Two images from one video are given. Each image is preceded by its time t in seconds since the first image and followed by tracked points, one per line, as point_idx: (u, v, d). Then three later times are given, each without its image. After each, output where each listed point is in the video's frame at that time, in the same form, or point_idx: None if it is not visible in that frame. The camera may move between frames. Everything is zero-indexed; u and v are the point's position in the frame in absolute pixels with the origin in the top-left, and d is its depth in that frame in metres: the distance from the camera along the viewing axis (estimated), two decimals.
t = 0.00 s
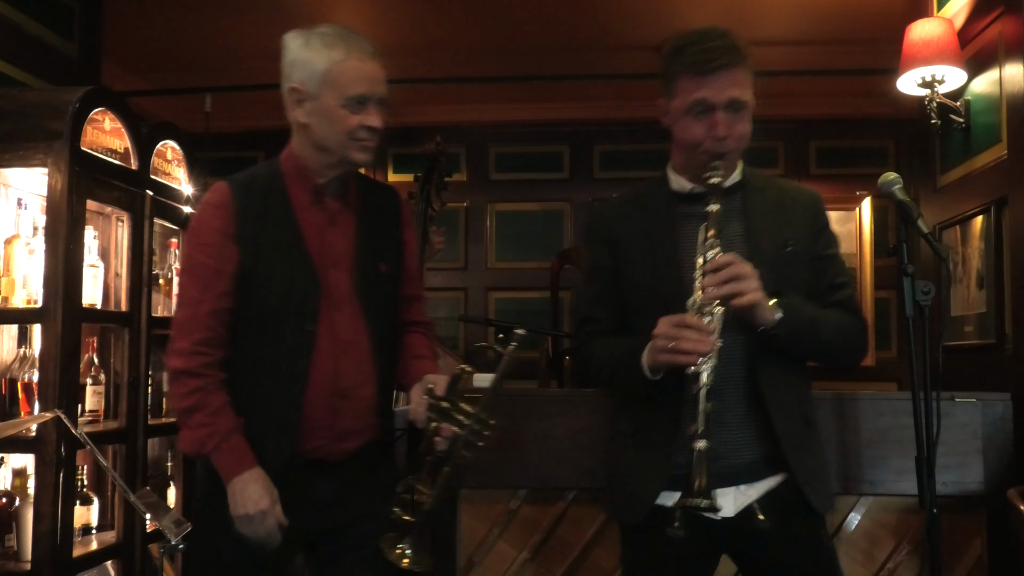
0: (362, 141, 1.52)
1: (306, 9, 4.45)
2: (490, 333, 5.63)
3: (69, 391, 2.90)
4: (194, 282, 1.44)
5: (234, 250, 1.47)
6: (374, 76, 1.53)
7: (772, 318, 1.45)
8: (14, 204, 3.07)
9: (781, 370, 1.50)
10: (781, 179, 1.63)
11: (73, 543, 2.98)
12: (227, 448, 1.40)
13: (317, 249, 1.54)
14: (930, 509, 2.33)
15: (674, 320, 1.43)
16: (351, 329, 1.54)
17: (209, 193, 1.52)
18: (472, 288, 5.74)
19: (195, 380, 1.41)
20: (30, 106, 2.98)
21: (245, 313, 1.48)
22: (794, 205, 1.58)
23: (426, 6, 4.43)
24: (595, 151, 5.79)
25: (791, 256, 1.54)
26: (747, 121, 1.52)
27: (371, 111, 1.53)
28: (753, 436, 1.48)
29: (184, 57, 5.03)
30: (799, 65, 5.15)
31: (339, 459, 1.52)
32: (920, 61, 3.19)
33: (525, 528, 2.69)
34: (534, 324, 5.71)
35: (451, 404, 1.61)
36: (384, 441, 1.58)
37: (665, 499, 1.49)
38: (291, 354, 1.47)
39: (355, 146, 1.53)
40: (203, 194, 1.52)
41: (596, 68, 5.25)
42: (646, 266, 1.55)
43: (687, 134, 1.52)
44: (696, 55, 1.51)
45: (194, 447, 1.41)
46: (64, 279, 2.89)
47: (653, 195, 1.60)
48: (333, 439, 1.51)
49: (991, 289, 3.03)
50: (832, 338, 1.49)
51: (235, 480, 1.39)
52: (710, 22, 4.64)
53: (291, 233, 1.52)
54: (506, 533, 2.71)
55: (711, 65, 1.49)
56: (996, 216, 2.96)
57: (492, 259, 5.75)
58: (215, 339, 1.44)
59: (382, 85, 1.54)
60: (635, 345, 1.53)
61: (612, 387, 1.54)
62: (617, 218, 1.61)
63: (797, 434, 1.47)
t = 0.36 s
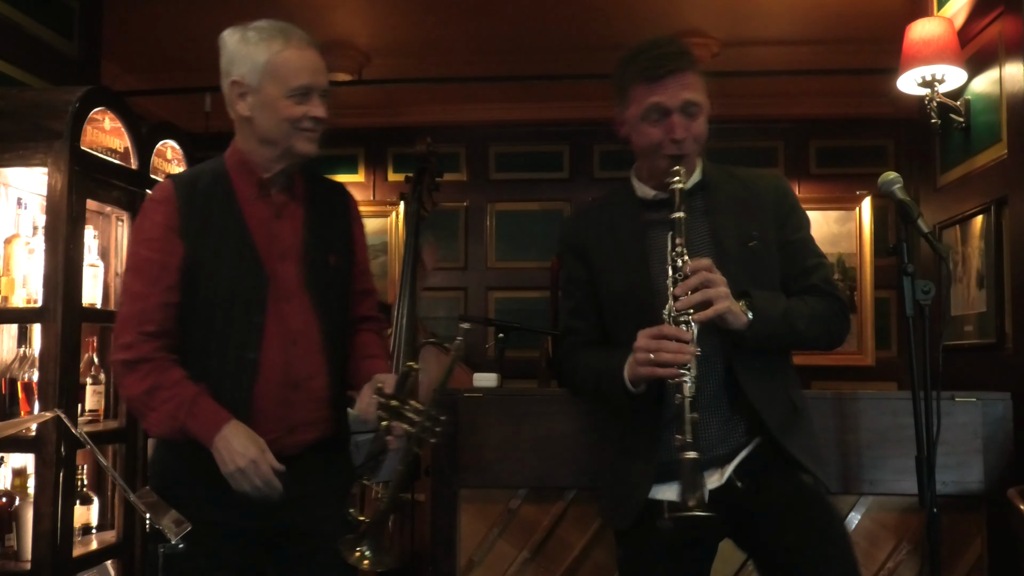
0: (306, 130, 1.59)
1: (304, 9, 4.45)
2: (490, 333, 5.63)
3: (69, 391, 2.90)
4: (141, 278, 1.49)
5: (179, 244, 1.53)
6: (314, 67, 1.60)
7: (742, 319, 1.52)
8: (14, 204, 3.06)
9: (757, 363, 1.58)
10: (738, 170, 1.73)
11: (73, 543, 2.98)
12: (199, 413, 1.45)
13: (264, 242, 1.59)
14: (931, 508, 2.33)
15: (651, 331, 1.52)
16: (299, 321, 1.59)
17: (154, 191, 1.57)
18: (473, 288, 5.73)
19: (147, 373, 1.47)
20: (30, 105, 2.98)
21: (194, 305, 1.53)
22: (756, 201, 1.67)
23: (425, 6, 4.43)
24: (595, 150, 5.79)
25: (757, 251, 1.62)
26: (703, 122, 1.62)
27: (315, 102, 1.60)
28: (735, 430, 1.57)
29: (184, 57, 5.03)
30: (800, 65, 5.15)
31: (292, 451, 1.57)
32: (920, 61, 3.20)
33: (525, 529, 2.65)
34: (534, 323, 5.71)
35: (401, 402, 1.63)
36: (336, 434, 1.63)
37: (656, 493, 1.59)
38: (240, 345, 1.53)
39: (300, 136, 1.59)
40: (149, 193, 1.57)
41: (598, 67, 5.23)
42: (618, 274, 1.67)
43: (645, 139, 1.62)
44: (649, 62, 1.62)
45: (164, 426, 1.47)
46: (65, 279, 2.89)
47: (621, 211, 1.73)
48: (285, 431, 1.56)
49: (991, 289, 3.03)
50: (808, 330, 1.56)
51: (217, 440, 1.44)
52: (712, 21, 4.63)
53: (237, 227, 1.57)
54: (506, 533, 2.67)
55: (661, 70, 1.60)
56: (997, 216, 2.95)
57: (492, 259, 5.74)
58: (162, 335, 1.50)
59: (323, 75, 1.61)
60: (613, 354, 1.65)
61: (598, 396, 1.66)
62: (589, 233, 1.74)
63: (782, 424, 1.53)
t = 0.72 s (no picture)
0: (261, 127, 1.68)
1: (304, 9, 4.45)
2: (490, 333, 5.64)
3: (69, 391, 2.91)
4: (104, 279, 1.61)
5: (139, 244, 1.64)
6: (268, 66, 1.70)
7: (751, 262, 1.55)
8: (14, 204, 3.06)
9: (758, 328, 1.62)
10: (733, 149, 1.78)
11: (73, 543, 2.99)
12: (168, 394, 1.56)
13: (223, 240, 1.69)
14: (930, 508, 2.33)
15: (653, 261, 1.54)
16: (262, 316, 1.69)
17: (114, 197, 1.69)
18: (473, 288, 5.74)
19: (115, 365, 1.60)
20: (30, 105, 2.98)
21: (154, 310, 1.65)
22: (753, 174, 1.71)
23: (425, 6, 4.43)
24: (595, 151, 5.79)
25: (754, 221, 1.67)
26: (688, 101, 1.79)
27: (271, 100, 1.70)
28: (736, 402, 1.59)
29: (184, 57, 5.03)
30: (801, 64, 5.15)
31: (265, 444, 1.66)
32: (920, 61, 3.22)
33: (523, 528, 2.65)
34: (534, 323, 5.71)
35: (368, 397, 1.66)
36: (308, 430, 1.72)
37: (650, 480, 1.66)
38: (203, 341, 1.63)
39: (253, 139, 1.70)
40: (110, 198, 1.69)
41: (599, 67, 5.23)
42: (614, 262, 1.75)
43: (636, 119, 1.78)
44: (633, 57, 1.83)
45: (132, 411, 1.60)
46: (65, 278, 2.89)
47: (619, 199, 1.82)
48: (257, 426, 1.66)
49: (991, 290, 3.03)
50: (819, 281, 1.57)
51: (194, 415, 1.54)
52: (713, 21, 4.63)
53: (195, 225, 1.67)
54: (506, 533, 2.67)
55: (637, 60, 1.81)
56: (997, 216, 2.95)
57: (492, 259, 5.74)
58: (128, 335, 1.62)
59: (278, 74, 1.71)
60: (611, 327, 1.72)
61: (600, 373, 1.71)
62: (588, 223, 1.82)
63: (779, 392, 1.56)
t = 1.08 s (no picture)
0: (228, 130, 1.68)
1: (302, 9, 4.45)
2: (490, 333, 5.63)
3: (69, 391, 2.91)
4: (84, 289, 1.61)
5: (116, 252, 1.64)
6: (232, 70, 1.70)
7: (775, 265, 1.40)
8: (14, 204, 3.06)
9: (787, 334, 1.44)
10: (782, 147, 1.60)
11: (72, 543, 2.99)
12: (148, 398, 1.56)
13: (199, 245, 1.69)
14: (931, 508, 2.33)
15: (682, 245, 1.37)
16: (243, 317, 1.69)
17: (90, 210, 1.67)
18: (472, 288, 5.74)
19: (94, 373, 1.59)
20: (30, 106, 2.98)
21: (135, 315, 1.65)
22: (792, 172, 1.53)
23: (424, 7, 4.43)
24: (595, 151, 5.79)
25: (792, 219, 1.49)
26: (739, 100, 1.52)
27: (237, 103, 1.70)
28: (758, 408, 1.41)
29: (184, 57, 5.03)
30: (802, 64, 5.15)
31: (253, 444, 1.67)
32: (920, 61, 3.21)
33: (523, 529, 2.65)
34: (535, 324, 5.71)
35: (341, 394, 1.68)
36: (293, 429, 1.73)
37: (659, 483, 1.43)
38: (184, 346, 1.63)
39: (222, 139, 1.69)
40: (84, 209, 1.68)
41: (601, 66, 5.23)
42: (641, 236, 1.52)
43: (678, 107, 1.52)
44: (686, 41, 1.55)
45: (113, 417, 1.59)
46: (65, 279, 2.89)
47: (649, 175, 1.59)
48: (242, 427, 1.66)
49: (991, 289, 3.02)
50: (844, 296, 1.42)
51: (176, 416, 1.54)
52: (713, 21, 4.63)
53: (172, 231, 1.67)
54: (507, 533, 2.67)
55: (693, 45, 1.53)
56: (997, 217, 2.95)
57: (492, 259, 5.75)
58: (107, 341, 1.62)
59: (242, 77, 1.71)
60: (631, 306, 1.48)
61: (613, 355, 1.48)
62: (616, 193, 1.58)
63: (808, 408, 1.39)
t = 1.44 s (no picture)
0: (214, 140, 1.63)
1: (302, 9, 4.44)
2: (490, 333, 5.64)
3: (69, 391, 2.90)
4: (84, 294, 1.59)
5: (118, 255, 1.62)
6: (222, 79, 1.64)
7: (812, 317, 1.41)
8: (14, 204, 3.05)
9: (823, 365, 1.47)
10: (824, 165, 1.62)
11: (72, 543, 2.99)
12: (138, 401, 1.53)
13: (198, 245, 1.66)
14: (930, 508, 2.33)
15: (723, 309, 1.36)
16: (242, 316, 1.65)
17: (91, 215, 1.66)
18: (472, 288, 5.74)
19: (89, 377, 1.57)
20: (30, 106, 2.98)
21: (133, 314, 1.62)
22: (836, 196, 1.54)
23: (424, 7, 4.43)
24: (595, 151, 5.79)
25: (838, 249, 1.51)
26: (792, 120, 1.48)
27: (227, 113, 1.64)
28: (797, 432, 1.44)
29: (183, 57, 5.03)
30: (801, 65, 5.15)
31: (251, 443, 1.63)
32: (920, 61, 3.21)
33: (523, 529, 2.65)
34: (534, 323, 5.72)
35: (341, 392, 1.67)
36: (297, 426, 1.70)
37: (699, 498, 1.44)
38: (181, 346, 1.60)
39: (209, 146, 1.64)
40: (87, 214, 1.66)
41: (600, 67, 5.24)
42: (688, 248, 1.49)
43: (729, 128, 1.48)
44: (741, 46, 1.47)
45: (110, 420, 1.56)
46: (64, 279, 2.89)
47: (697, 180, 1.55)
48: (242, 426, 1.63)
49: (991, 289, 3.02)
50: (875, 334, 1.46)
51: (163, 420, 1.52)
52: (712, 22, 4.64)
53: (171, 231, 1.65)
54: (506, 533, 2.66)
55: (756, 58, 1.46)
56: (996, 217, 2.95)
57: (492, 259, 5.75)
58: (105, 344, 1.59)
59: (234, 86, 1.64)
60: (676, 330, 1.47)
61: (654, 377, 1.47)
62: (660, 198, 1.54)
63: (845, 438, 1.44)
